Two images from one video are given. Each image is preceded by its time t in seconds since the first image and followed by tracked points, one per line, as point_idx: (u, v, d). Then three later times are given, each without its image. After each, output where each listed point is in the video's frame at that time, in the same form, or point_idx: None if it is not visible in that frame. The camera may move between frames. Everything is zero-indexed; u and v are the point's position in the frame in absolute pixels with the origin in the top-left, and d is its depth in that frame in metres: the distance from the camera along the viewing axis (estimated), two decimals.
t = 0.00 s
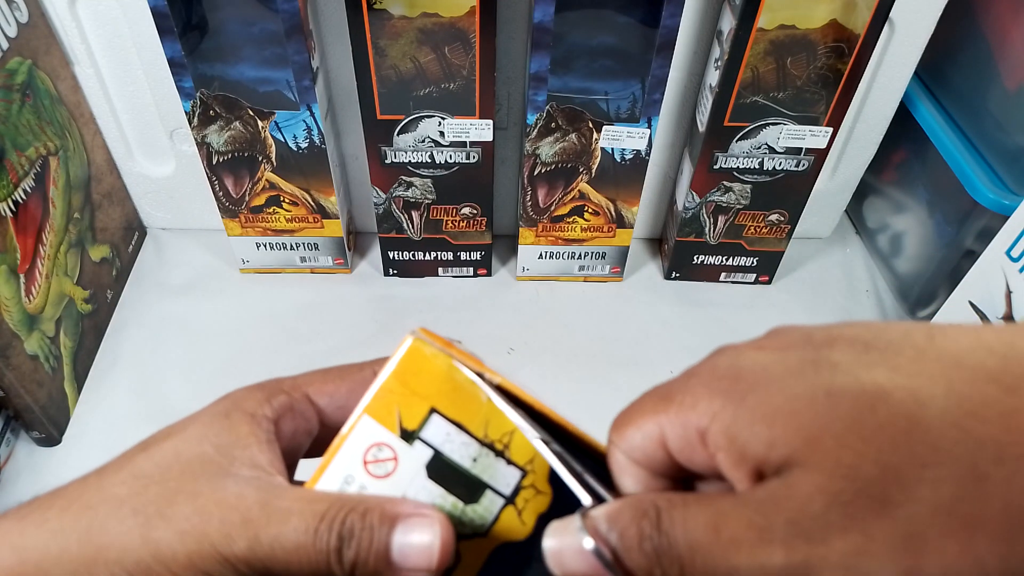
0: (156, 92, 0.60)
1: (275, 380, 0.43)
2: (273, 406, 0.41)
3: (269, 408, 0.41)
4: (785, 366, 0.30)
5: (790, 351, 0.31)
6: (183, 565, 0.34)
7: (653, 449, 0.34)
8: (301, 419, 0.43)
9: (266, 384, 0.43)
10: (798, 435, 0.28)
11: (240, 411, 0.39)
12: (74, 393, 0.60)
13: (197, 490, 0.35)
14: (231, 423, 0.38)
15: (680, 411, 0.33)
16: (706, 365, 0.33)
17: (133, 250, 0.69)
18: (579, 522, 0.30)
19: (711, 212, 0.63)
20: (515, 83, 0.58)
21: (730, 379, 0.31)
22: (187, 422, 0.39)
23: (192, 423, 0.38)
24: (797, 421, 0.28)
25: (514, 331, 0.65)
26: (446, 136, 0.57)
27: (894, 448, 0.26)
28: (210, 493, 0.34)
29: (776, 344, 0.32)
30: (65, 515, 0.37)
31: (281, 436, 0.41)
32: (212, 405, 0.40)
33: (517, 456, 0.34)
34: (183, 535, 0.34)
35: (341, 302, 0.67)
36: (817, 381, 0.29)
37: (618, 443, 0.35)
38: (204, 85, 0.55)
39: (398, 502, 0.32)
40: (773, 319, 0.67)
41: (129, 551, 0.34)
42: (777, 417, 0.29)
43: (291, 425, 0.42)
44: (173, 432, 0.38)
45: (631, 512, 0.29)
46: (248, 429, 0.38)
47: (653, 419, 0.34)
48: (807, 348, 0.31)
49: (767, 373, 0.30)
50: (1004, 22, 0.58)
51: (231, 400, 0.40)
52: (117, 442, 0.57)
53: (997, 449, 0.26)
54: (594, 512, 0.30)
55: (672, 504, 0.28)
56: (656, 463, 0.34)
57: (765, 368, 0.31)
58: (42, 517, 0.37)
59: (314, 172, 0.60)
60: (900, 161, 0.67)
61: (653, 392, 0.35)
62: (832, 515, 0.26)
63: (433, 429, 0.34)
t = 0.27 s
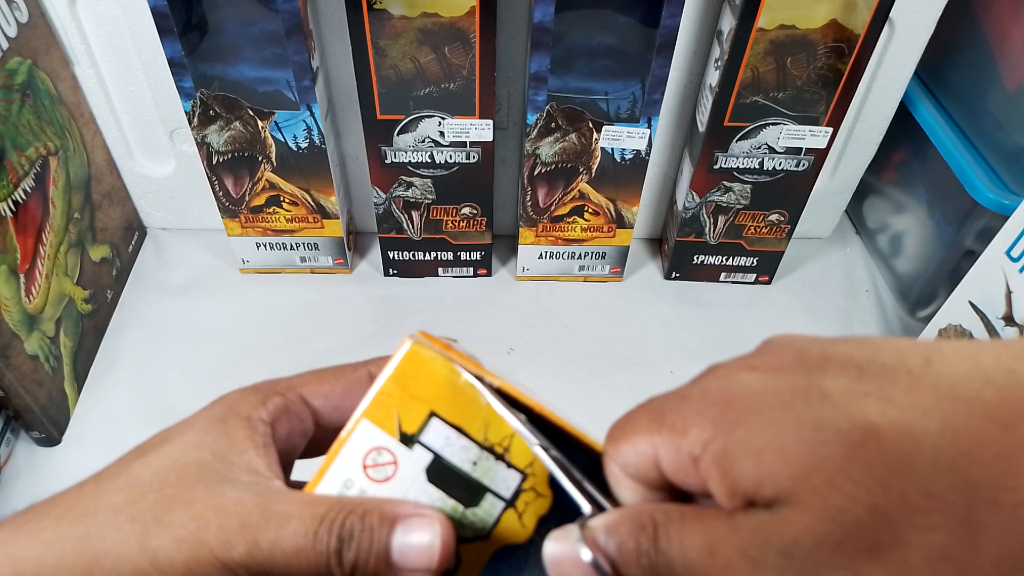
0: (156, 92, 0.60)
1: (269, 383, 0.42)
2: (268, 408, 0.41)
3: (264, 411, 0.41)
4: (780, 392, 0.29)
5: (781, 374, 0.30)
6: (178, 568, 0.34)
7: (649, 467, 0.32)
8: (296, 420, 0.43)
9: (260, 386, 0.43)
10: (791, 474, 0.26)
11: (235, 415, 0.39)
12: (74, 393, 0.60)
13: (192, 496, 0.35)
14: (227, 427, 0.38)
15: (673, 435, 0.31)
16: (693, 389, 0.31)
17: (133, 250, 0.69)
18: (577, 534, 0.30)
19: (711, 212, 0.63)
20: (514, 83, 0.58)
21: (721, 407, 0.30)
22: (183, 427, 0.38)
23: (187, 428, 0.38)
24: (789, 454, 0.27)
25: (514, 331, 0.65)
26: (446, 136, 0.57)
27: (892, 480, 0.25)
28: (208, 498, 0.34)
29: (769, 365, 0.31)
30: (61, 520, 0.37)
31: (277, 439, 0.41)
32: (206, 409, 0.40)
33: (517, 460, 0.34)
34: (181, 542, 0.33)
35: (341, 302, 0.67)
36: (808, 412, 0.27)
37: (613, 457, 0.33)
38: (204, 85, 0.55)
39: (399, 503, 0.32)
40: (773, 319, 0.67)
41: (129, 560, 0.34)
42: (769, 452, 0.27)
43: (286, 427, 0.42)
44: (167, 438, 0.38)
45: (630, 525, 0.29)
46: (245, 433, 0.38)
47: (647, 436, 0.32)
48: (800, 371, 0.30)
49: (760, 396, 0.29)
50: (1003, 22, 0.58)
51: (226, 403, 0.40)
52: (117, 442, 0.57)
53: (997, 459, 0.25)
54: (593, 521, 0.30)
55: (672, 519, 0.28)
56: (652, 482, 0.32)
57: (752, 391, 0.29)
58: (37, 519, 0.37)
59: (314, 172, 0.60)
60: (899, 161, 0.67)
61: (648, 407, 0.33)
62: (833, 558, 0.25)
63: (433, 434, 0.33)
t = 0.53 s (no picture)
0: (155, 91, 0.60)
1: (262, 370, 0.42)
2: (261, 399, 0.41)
3: (257, 401, 0.40)
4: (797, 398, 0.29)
5: (795, 383, 0.30)
6: (175, 567, 0.34)
7: (657, 474, 0.32)
8: (286, 408, 0.42)
9: (252, 374, 0.42)
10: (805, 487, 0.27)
11: (228, 406, 0.39)
12: (74, 393, 0.60)
13: (186, 491, 0.34)
14: (221, 419, 0.38)
15: (682, 444, 0.31)
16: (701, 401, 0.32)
17: (133, 250, 0.69)
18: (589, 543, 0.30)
19: (711, 212, 0.63)
20: (515, 83, 0.58)
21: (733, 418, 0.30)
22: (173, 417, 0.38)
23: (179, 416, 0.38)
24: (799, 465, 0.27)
25: (514, 331, 0.65)
26: (446, 136, 0.57)
27: (899, 492, 0.25)
28: (201, 495, 0.34)
29: (783, 374, 0.31)
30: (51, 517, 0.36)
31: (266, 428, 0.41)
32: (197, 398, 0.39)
33: (516, 466, 0.33)
34: (177, 538, 0.33)
35: (341, 302, 0.67)
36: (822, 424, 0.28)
37: (618, 461, 0.33)
38: (204, 85, 0.55)
39: (396, 506, 0.32)
40: (773, 319, 0.67)
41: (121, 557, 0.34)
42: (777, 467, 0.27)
43: (276, 416, 0.42)
44: (161, 426, 0.37)
45: (642, 534, 0.29)
46: (239, 425, 0.38)
47: (654, 444, 0.32)
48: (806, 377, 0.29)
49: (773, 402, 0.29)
50: (1003, 22, 0.58)
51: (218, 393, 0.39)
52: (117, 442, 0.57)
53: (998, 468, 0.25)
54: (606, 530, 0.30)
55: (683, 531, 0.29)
56: (659, 490, 0.33)
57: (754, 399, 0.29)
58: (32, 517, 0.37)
59: (314, 172, 0.60)
60: (899, 161, 0.67)
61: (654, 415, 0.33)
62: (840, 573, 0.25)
63: (432, 437, 0.33)
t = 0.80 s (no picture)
0: (155, 91, 0.60)
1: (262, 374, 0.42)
2: (261, 402, 0.41)
3: (257, 404, 0.40)
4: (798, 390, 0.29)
5: (792, 376, 0.30)
6: (174, 566, 0.34)
7: (653, 465, 0.32)
8: (286, 413, 0.42)
9: (253, 377, 0.42)
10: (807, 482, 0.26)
11: (225, 407, 0.39)
12: (74, 393, 0.59)
13: (181, 492, 0.34)
14: (217, 420, 0.38)
15: (677, 434, 0.31)
16: (695, 395, 0.31)
17: (133, 250, 0.69)
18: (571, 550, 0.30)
19: (711, 212, 0.63)
20: (515, 83, 0.58)
21: (732, 407, 0.29)
22: (171, 418, 0.38)
23: (176, 419, 0.38)
24: (799, 453, 0.27)
25: (514, 331, 0.65)
26: (446, 136, 0.57)
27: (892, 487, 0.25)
28: (193, 499, 0.34)
29: (778, 367, 0.31)
30: (47, 514, 0.36)
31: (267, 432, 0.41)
32: (195, 400, 0.39)
33: (508, 469, 0.33)
34: (168, 543, 0.33)
35: (341, 302, 0.67)
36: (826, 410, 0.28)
37: (613, 456, 0.33)
38: (204, 85, 0.55)
39: (392, 521, 0.31)
40: (773, 319, 0.67)
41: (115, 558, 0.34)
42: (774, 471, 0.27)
43: (277, 420, 0.42)
44: (156, 429, 0.37)
45: (624, 538, 0.28)
46: (236, 427, 0.38)
47: (649, 435, 0.32)
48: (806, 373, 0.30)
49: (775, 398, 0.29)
50: (1003, 22, 0.58)
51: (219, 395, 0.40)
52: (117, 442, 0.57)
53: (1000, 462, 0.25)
54: (587, 535, 0.30)
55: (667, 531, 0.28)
56: (654, 480, 0.33)
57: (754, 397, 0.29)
58: (29, 514, 0.37)
59: (314, 172, 0.60)
60: (899, 161, 0.67)
61: (649, 406, 0.33)
62: (842, 556, 0.24)
63: (423, 439, 0.33)
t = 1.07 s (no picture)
0: (155, 92, 0.60)
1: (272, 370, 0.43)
2: (267, 397, 0.41)
3: (263, 399, 0.41)
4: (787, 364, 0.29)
5: (781, 346, 0.30)
6: (174, 565, 0.34)
7: (642, 447, 0.33)
8: (296, 412, 0.42)
9: (261, 373, 0.43)
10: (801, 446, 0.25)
11: (231, 400, 0.39)
12: (74, 393, 0.59)
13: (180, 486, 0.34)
14: (220, 413, 0.38)
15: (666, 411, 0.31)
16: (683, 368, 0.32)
17: (133, 250, 0.69)
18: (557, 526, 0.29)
19: (711, 212, 0.63)
20: (515, 83, 0.58)
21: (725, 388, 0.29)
22: (176, 410, 0.38)
23: (181, 411, 0.38)
24: (790, 429, 0.26)
25: (513, 331, 0.65)
26: (446, 136, 0.57)
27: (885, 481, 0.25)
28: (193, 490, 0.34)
29: (766, 339, 0.31)
30: (47, 507, 0.37)
31: (275, 429, 0.41)
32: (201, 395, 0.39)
33: (508, 451, 0.33)
34: (168, 537, 0.33)
35: (341, 302, 0.67)
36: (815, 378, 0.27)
37: (603, 440, 0.34)
38: (204, 85, 0.55)
39: (393, 518, 0.31)
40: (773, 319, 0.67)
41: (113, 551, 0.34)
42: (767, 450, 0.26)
43: (286, 417, 0.42)
44: (161, 421, 0.38)
45: (610, 515, 0.27)
46: (239, 419, 0.38)
47: (638, 416, 0.33)
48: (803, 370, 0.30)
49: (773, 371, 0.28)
50: (1004, 22, 0.58)
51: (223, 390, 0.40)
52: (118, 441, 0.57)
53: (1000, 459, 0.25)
54: (574, 513, 0.29)
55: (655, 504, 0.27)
56: (645, 463, 0.33)
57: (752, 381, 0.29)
58: (29, 510, 0.37)
59: (314, 172, 0.60)
60: (900, 161, 0.67)
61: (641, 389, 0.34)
62: (830, 518, 0.24)
63: (421, 423, 0.33)
